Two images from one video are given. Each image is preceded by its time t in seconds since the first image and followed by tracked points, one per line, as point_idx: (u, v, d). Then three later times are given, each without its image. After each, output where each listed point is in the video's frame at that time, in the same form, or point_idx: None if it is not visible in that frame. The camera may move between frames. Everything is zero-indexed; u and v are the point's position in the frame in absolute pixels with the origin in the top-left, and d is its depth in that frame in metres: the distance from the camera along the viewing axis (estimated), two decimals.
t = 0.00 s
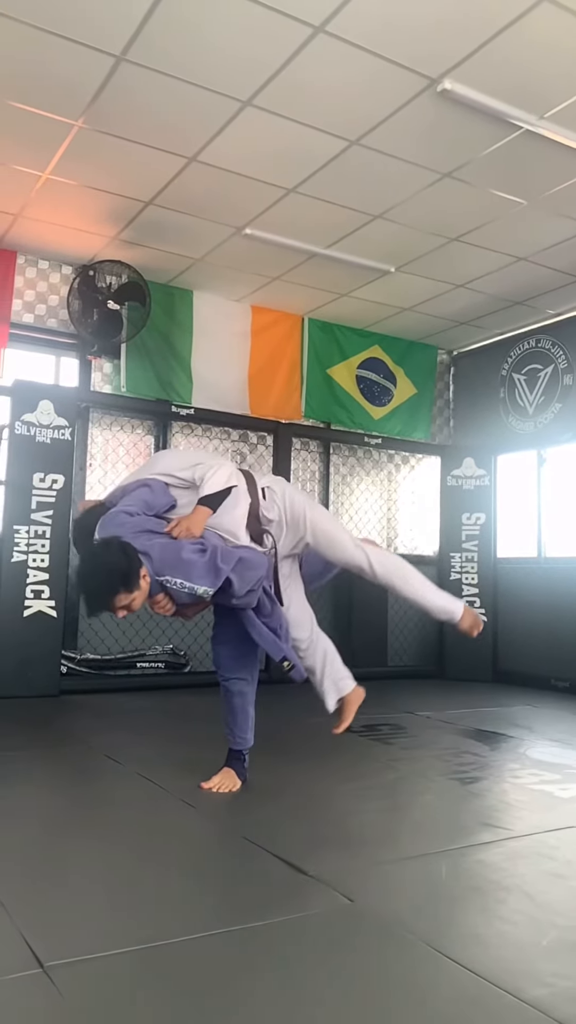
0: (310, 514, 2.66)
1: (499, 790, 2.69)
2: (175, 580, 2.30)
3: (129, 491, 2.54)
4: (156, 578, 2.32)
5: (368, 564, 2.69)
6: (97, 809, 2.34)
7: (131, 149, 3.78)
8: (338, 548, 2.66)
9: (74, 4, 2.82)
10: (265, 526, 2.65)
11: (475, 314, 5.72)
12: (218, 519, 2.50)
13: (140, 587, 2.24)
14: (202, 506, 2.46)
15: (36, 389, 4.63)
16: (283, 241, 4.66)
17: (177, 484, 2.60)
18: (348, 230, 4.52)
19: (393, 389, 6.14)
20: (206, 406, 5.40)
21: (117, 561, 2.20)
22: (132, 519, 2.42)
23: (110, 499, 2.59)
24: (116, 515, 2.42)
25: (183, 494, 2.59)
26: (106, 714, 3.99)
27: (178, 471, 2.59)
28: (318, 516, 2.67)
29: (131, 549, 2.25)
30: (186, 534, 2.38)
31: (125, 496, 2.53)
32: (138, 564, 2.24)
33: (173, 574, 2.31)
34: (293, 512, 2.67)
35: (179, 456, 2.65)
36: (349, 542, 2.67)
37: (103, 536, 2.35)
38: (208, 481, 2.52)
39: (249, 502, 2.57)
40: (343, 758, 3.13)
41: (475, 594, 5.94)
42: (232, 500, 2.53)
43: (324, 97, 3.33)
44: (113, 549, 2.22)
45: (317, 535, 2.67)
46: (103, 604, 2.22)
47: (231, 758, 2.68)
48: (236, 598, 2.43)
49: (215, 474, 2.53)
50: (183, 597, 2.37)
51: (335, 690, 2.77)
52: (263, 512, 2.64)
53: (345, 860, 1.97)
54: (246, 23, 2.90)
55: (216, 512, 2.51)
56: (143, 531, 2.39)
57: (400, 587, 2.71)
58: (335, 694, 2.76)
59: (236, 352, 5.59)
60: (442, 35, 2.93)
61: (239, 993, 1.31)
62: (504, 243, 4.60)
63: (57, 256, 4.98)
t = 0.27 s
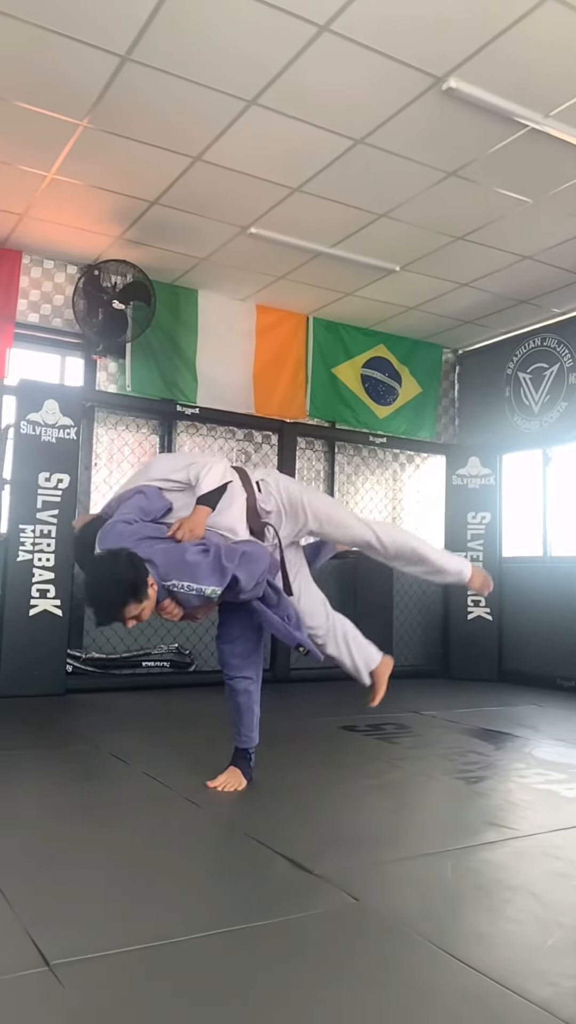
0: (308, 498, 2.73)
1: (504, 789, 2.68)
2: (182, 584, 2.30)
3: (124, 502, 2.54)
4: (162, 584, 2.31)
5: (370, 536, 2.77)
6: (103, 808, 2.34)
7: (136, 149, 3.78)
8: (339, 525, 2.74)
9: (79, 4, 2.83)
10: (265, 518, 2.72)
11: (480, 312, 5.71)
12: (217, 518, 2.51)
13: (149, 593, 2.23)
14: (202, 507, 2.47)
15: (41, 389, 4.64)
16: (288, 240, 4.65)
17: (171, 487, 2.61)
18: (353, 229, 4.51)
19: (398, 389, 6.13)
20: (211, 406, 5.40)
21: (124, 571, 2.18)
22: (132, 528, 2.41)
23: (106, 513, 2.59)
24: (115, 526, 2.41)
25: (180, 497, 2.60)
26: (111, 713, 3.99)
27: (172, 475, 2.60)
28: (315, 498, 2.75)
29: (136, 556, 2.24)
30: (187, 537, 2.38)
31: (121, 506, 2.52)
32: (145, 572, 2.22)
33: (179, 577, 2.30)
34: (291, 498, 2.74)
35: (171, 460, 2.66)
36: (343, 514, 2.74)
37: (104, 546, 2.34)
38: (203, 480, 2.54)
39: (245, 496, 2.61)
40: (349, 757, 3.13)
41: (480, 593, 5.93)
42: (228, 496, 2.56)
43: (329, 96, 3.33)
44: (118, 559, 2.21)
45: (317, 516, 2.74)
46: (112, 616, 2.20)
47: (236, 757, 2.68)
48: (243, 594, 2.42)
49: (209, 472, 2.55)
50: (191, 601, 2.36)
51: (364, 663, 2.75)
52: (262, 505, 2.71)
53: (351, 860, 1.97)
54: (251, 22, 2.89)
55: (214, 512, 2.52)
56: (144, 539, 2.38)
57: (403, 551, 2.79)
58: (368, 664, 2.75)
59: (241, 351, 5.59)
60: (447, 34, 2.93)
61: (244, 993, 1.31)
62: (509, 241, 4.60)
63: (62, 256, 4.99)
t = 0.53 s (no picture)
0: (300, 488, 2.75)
1: (510, 789, 2.68)
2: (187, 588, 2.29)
3: (119, 512, 2.52)
4: (167, 590, 2.30)
5: (368, 512, 2.77)
6: (108, 807, 2.35)
7: (141, 149, 3.78)
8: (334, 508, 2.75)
9: (85, 3, 2.83)
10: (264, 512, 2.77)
11: (486, 311, 5.70)
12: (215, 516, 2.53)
13: (156, 602, 2.22)
14: (202, 505, 2.48)
15: (47, 389, 4.65)
16: (293, 239, 4.65)
17: (165, 491, 2.61)
18: (358, 228, 4.51)
19: (404, 388, 6.13)
20: (216, 405, 5.40)
21: (130, 582, 2.17)
22: (131, 537, 2.39)
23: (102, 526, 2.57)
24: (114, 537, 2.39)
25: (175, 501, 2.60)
26: (116, 712, 4.00)
27: (165, 478, 2.60)
28: (309, 485, 2.76)
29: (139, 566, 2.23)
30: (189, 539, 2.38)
31: (117, 518, 2.51)
32: (150, 580, 2.21)
33: (183, 582, 2.30)
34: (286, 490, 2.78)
35: (161, 466, 2.66)
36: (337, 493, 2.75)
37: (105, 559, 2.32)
38: (199, 478, 2.56)
39: (242, 491, 2.67)
40: (354, 756, 3.13)
41: (485, 593, 5.92)
42: (225, 492, 2.59)
43: (334, 96, 3.33)
44: (122, 571, 2.19)
45: (311, 503, 2.76)
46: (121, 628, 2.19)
47: (242, 756, 2.68)
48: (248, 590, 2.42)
49: (204, 470, 2.58)
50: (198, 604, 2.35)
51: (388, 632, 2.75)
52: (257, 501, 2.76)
53: (356, 858, 1.97)
54: (255, 21, 2.90)
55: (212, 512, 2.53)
56: (143, 548, 2.37)
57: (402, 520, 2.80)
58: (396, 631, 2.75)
59: (246, 351, 5.59)
60: (452, 32, 2.92)
61: (249, 992, 1.31)
62: (514, 240, 4.59)
63: (67, 256, 5.00)
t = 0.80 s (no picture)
0: (297, 476, 2.73)
1: (515, 789, 2.68)
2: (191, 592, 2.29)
3: (116, 523, 2.51)
4: (172, 595, 2.30)
5: (364, 486, 2.74)
6: (113, 806, 2.35)
7: (146, 148, 3.78)
8: (331, 490, 2.73)
9: (90, 2, 2.83)
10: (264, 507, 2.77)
11: (492, 310, 5.70)
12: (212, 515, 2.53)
13: (162, 609, 2.23)
14: (199, 505, 2.47)
15: (52, 389, 4.65)
16: (298, 238, 4.65)
17: (158, 494, 2.59)
18: (363, 228, 4.51)
19: (409, 387, 6.12)
20: (221, 404, 5.40)
21: (134, 592, 2.18)
22: (131, 546, 2.39)
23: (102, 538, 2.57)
24: (115, 548, 2.40)
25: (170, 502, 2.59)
26: (121, 711, 4.00)
27: (156, 483, 2.58)
28: (304, 473, 2.73)
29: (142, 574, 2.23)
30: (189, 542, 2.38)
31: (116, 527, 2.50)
32: (155, 588, 2.22)
33: (186, 586, 2.30)
34: (282, 481, 2.76)
35: (152, 468, 2.64)
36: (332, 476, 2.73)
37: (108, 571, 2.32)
38: (191, 478, 2.54)
39: (237, 488, 2.65)
40: (359, 756, 3.13)
41: (491, 593, 5.90)
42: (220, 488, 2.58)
43: (340, 95, 3.33)
44: (124, 583, 2.20)
45: (310, 488, 2.74)
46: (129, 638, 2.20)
47: (248, 755, 2.68)
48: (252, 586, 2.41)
49: (195, 469, 2.55)
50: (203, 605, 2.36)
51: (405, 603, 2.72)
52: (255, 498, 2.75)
53: (361, 858, 1.97)
54: (261, 20, 2.89)
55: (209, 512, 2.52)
56: (145, 554, 2.37)
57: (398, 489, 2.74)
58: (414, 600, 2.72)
59: (251, 350, 5.59)
60: (457, 31, 2.92)
61: (255, 991, 1.31)
62: (520, 239, 4.58)
63: (73, 255, 5.01)
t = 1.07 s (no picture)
0: (291, 467, 2.71)
1: (520, 788, 2.67)
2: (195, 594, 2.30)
3: (114, 529, 2.50)
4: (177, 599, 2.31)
5: (360, 468, 2.72)
6: (119, 805, 2.35)
7: (151, 147, 3.79)
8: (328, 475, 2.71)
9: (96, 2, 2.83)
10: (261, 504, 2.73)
11: (497, 309, 5.69)
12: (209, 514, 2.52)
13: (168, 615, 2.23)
14: (194, 505, 2.46)
15: (57, 388, 4.66)
16: (303, 237, 4.64)
17: (153, 498, 2.58)
18: (368, 226, 4.50)
19: (414, 386, 6.11)
20: (225, 403, 5.40)
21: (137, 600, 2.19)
22: (132, 550, 2.39)
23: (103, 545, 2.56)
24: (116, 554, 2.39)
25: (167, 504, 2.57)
26: (126, 710, 4.01)
27: (149, 487, 2.56)
28: (296, 463, 2.71)
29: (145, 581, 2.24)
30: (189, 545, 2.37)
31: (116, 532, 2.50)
32: (158, 594, 2.22)
33: (191, 589, 2.30)
34: (276, 474, 2.74)
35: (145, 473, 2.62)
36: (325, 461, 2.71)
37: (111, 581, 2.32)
38: (184, 477, 2.53)
39: (232, 487, 2.61)
40: (363, 755, 3.13)
41: (496, 592, 5.89)
42: (214, 488, 2.56)
43: (345, 93, 3.32)
44: (129, 593, 2.20)
45: (307, 477, 2.71)
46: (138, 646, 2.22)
47: (254, 754, 2.69)
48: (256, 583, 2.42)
49: (186, 468, 2.54)
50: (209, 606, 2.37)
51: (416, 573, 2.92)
52: (250, 495, 2.71)
53: (366, 857, 1.97)
54: (266, 19, 2.90)
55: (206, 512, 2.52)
56: (146, 558, 2.36)
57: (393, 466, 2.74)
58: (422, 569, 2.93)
59: (256, 349, 5.59)
60: (462, 29, 2.91)
61: (259, 989, 1.31)
62: (525, 238, 4.57)
63: (78, 254, 5.01)
